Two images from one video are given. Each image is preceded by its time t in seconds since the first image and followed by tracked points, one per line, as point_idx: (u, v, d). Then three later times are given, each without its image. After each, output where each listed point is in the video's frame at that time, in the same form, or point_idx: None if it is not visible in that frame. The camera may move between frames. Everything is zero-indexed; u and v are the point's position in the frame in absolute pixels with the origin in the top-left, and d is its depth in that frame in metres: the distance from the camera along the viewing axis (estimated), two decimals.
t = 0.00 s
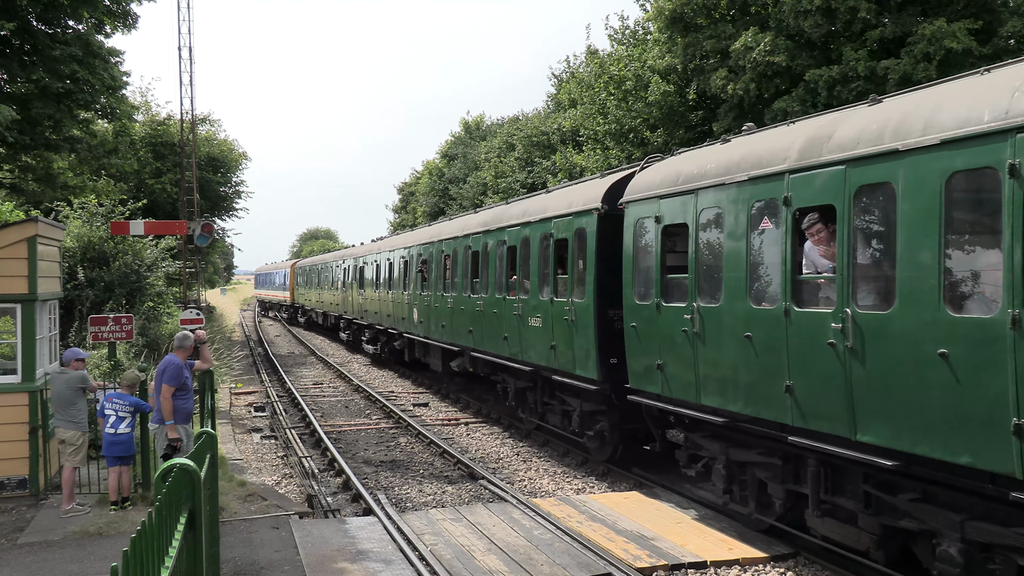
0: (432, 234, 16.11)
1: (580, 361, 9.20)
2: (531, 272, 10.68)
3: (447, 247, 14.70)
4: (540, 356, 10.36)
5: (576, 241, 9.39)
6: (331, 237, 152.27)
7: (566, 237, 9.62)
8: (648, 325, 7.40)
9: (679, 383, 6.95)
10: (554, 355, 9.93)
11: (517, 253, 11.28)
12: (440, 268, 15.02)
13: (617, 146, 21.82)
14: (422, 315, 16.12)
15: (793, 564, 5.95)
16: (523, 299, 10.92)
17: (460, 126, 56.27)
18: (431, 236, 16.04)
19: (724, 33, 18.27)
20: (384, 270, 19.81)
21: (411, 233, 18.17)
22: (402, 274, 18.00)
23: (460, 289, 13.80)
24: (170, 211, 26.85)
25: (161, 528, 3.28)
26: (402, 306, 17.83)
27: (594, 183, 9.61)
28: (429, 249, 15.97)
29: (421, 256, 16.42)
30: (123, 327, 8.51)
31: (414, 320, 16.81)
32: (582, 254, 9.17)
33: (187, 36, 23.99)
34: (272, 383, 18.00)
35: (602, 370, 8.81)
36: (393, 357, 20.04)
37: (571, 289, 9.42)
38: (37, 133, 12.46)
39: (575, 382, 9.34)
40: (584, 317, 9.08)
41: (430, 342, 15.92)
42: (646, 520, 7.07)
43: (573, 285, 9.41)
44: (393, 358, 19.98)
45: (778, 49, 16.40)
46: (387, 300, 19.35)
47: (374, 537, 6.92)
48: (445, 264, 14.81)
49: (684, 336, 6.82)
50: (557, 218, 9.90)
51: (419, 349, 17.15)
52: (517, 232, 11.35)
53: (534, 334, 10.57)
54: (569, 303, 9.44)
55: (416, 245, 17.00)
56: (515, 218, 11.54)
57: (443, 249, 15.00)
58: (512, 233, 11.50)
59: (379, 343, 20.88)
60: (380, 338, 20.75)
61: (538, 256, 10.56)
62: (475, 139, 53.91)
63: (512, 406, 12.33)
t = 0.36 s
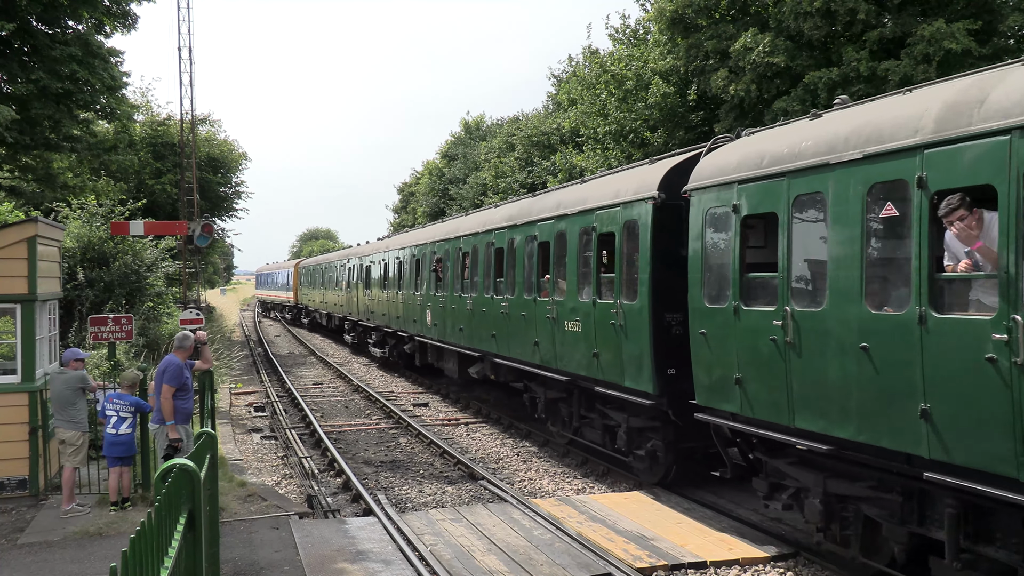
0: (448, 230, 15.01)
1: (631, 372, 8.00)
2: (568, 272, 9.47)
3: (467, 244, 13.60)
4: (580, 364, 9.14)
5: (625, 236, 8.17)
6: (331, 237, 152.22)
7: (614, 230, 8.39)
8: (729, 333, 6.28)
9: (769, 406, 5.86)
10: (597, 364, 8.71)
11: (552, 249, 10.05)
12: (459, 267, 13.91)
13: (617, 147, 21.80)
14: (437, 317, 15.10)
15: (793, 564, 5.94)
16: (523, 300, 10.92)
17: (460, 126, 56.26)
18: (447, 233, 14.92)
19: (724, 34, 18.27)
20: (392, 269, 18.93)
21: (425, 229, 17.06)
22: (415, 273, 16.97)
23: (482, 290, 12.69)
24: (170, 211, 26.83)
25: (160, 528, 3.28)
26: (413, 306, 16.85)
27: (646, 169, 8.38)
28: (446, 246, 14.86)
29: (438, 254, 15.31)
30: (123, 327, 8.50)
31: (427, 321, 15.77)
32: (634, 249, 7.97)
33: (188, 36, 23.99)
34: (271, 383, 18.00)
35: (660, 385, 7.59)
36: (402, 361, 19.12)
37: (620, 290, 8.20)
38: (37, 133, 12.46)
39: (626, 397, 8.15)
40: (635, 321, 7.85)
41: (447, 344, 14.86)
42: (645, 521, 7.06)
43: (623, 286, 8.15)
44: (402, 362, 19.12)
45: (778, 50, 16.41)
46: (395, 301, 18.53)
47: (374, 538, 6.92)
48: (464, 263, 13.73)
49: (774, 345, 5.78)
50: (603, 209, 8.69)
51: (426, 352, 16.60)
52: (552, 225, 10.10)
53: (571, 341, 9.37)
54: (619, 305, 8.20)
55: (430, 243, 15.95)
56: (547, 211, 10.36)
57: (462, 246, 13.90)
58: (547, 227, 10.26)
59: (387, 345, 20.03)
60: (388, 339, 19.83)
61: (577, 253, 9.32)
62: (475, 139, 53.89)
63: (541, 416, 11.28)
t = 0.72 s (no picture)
0: (466, 225, 13.96)
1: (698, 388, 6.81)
2: (615, 270, 8.23)
3: (489, 241, 12.54)
4: (630, 377, 7.92)
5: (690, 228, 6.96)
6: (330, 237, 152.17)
7: (676, 221, 7.17)
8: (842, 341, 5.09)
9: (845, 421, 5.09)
10: (655, 379, 7.46)
11: (596, 244, 8.79)
12: (480, 265, 12.88)
13: (617, 147, 21.85)
14: (454, 320, 14.13)
15: (793, 564, 5.94)
16: (522, 300, 10.93)
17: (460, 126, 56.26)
18: (465, 228, 13.89)
19: (725, 34, 18.29)
20: (402, 268, 18.01)
21: (441, 224, 16.02)
22: (429, 272, 15.98)
23: (508, 290, 11.55)
24: (169, 211, 26.81)
25: (159, 528, 3.28)
26: (425, 307, 15.93)
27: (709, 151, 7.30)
28: (464, 242, 13.81)
29: (455, 252, 14.27)
30: (123, 327, 8.50)
31: (442, 324, 14.81)
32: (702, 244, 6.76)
33: (188, 36, 23.99)
34: (271, 384, 17.98)
35: (737, 403, 6.40)
36: (410, 367, 18.33)
37: (683, 292, 7.01)
38: (37, 133, 12.47)
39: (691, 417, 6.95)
40: (705, 329, 6.64)
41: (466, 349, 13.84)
42: (645, 520, 7.06)
43: (688, 286, 6.95)
44: (409, 368, 18.37)
45: (778, 51, 16.42)
46: (405, 302, 17.67)
47: (375, 538, 6.91)
48: (485, 261, 12.70)
49: (904, 361, 4.62)
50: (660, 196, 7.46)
51: (437, 356, 16.10)
52: (594, 216, 8.85)
53: (601, 347, 8.57)
54: (683, 309, 6.98)
55: (445, 240, 14.96)
56: (587, 201, 9.18)
57: (483, 243, 12.83)
58: (590, 218, 8.97)
59: (394, 349, 19.22)
60: (396, 343, 18.97)
61: (628, 248, 8.06)
62: (475, 139, 53.89)
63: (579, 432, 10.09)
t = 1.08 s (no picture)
0: (488, 220, 12.68)
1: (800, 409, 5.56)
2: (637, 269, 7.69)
3: (518, 238, 11.23)
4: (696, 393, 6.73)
5: (729, 227, 6.32)
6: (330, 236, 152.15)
7: (764, 209, 5.91)
8: (954, 402, 4.31)
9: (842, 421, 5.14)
10: (733, 397, 6.25)
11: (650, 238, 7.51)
12: (507, 265, 11.60)
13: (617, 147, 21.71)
14: (474, 325, 12.89)
15: (794, 564, 5.93)
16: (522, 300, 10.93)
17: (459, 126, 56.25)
18: (487, 224, 12.58)
19: (725, 34, 18.30)
20: (413, 267, 16.81)
21: (459, 219, 14.74)
22: (446, 270, 14.68)
23: (540, 292, 10.29)
24: (170, 211, 26.80)
25: (160, 527, 3.29)
26: (441, 309, 14.73)
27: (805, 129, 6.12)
28: (487, 238, 12.52)
29: (478, 250, 12.97)
30: (123, 327, 8.50)
31: (461, 329, 13.58)
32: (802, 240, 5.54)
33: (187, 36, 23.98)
34: (272, 384, 17.92)
35: (847, 427, 5.24)
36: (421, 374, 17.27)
37: (772, 294, 5.80)
38: (36, 133, 12.46)
39: (780, 441, 5.82)
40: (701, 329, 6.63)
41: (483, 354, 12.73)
42: (645, 521, 7.06)
43: (781, 286, 5.74)
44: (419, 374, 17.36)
45: (779, 50, 16.43)
46: (416, 303, 16.50)
47: (376, 539, 6.90)
48: (514, 259, 11.39)
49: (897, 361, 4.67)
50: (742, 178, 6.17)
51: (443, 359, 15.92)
52: (649, 205, 7.53)
53: (598, 348, 8.55)
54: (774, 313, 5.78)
55: (464, 236, 13.69)
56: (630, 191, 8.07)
57: (511, 240, 11.53)
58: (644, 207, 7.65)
59: (404, 353, 18.16)
60: (405, 347, 17.90)
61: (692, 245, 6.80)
62: (475, 139, 53.90)
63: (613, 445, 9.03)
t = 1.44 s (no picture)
0: (517, 215, 11.45)
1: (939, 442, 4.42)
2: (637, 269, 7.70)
3: (554, 233, 9.97)
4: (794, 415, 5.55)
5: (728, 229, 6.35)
6: (330, 236, 152.08)
7: (890, 190, 4.74)
8: (944, 400, 4.35)
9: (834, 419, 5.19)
10: (802, 412, 5.48)
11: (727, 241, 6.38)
12: (541, 265, 10.35)
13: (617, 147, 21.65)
14: (500, 330, 11.69)
15: (793, 565, 5.93)
16: (521, 300, 10.94)
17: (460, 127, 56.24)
18: (517, 218, 11.33)
19: (726, 33, 18.30)
20: (427, 265, 15.66)
21: (480, 212, 13.53)
22: (467, 270, 13.51)
23: (582, 292, 9.03)
24: (169, 211, 26.80)
25: (160, 527, 3.29)
26: (459, 310, 13.60)
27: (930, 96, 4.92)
28: (518, 233, 11.24)
29: (505, 248, 11.71)
30: (123, 327, 8.50)
31: (484, 334, 12.40)
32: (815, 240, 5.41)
33: (187, 36, 23.96)
34: (272, 385, 17.88)
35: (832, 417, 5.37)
36: (434, 380, 16.33)
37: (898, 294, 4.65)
38: (36, 133, 12.45)
39: (914, 478, 4.64)
40: (704, 330, 6.63)
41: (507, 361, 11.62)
42: (644, 521, 7.05)
43: (914, 286, 4.57)
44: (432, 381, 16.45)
45: (781, 50, 16.40)
46: (430, 303, 15.42)
47: (375, 539, 6.91)
48: (550, 256, 10.12)
49: (886, 359, 4.72)
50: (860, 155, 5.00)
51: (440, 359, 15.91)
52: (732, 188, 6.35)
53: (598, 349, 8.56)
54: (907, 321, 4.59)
55: (489, 231, 12.46)
56: (693, 178, 6.97)
57: (546, 237, 10.27)
58: (723, 191, 6.45)
59: (416, 357, 17.20)
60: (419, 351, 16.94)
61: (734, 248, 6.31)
62: (475, 139, 53.88)
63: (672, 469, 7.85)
